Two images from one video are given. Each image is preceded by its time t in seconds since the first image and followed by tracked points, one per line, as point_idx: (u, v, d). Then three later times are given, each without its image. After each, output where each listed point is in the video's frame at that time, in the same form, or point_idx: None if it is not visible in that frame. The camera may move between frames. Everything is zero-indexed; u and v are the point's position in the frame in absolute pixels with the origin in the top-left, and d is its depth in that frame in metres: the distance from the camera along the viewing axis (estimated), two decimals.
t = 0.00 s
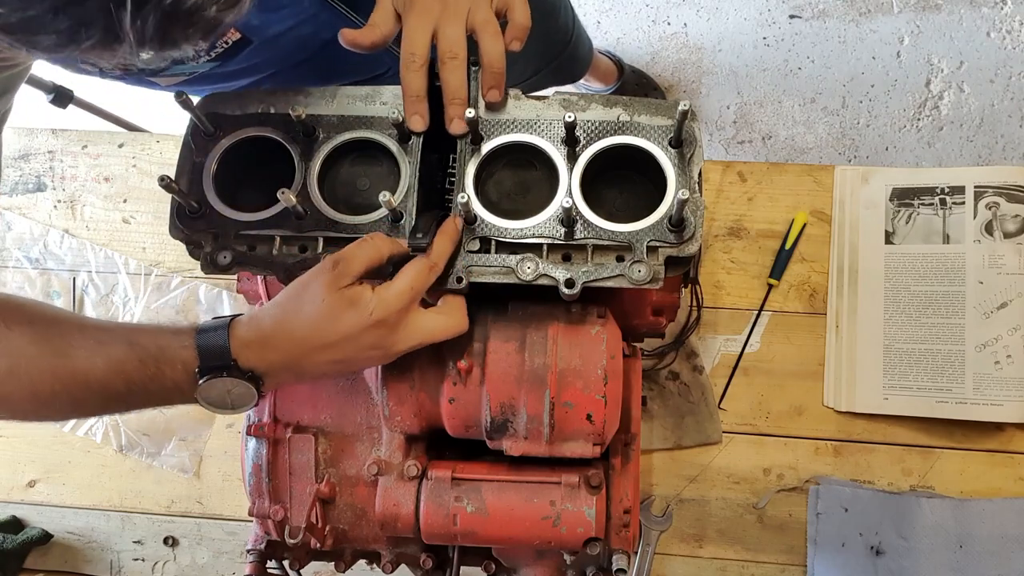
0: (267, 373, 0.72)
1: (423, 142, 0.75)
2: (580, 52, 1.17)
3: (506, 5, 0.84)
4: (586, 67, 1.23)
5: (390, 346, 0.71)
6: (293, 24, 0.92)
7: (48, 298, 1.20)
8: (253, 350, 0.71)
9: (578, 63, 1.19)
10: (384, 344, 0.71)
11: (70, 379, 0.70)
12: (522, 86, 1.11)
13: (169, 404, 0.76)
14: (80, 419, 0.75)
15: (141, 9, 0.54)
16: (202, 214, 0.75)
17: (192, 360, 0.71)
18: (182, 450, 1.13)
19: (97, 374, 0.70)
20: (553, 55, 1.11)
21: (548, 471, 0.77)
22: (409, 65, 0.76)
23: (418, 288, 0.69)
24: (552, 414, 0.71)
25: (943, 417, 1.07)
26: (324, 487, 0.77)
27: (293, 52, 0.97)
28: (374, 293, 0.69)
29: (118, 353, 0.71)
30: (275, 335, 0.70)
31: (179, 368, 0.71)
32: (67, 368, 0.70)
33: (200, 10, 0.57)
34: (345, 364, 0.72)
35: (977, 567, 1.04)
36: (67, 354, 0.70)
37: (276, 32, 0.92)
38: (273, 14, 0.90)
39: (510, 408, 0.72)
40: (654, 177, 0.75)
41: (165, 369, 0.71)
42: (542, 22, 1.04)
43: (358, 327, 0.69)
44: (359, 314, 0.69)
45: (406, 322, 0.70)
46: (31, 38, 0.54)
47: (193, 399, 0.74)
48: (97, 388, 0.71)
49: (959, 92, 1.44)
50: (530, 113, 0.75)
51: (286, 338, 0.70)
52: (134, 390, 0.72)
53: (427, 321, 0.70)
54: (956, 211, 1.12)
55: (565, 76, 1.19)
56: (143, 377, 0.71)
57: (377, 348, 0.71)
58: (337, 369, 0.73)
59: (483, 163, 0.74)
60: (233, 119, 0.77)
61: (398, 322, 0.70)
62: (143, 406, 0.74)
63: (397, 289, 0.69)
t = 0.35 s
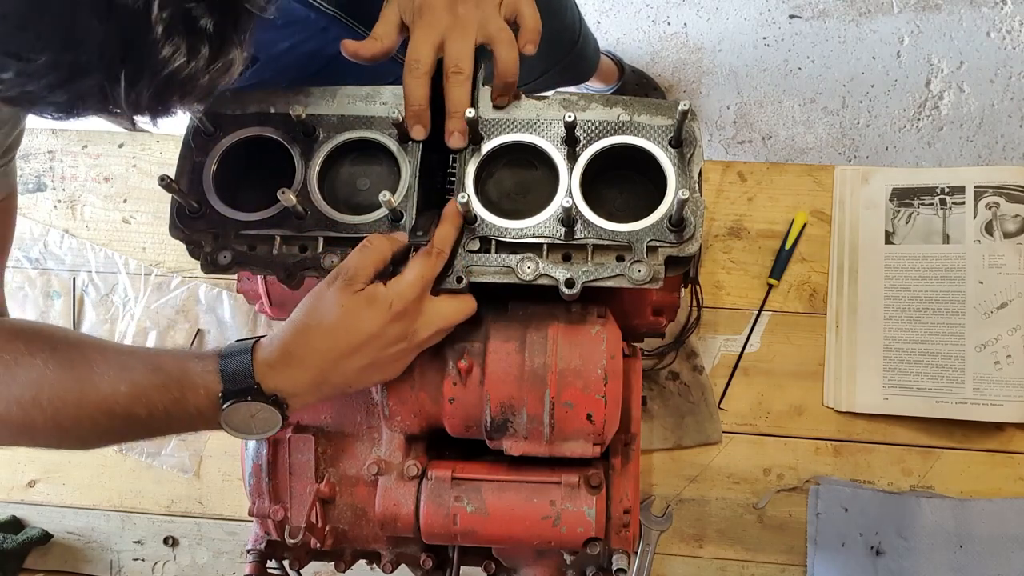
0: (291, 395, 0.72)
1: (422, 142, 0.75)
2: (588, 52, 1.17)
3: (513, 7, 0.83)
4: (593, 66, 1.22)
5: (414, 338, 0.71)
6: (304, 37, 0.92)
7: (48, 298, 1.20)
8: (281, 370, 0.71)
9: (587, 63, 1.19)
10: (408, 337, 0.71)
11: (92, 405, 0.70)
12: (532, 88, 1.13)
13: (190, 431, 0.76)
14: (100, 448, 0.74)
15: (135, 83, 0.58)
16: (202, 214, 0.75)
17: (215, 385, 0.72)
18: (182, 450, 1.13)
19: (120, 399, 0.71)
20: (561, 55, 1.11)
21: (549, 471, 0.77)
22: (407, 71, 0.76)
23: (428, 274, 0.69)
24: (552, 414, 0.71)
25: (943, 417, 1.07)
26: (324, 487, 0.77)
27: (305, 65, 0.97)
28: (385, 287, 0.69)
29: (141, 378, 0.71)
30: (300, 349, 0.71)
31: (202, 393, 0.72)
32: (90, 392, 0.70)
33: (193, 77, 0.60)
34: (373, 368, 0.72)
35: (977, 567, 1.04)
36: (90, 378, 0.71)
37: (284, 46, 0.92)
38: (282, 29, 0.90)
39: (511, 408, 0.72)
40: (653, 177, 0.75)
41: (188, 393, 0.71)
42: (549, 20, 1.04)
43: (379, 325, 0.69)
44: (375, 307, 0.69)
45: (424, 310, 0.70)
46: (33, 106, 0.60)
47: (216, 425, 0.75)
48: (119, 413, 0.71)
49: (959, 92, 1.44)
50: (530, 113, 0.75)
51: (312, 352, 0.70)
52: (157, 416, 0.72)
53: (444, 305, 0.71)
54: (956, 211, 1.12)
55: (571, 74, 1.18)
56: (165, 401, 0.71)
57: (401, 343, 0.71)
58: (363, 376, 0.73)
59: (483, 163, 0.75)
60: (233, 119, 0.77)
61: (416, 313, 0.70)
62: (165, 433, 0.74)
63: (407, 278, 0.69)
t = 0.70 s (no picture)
0: (295, 386, 0.72)
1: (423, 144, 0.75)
2: (592, 59, 1.17)
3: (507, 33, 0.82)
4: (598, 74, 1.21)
5: (419, 336, 0.71)
6: (292, 52, 0.92)
7: (48, 298, 1.20)
8: (285, 361, 0.71)
9: (591, 72, 1.18)
10: (413, 334, 0.71)
11: (96, 403, 0.70)
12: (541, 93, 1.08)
13: (193, 427, 0.76)
14: (105, 447, 0.74)
15: (103, 98, 0.54)
16: (202, 214, 0.75)
17: (219, 376, 0.72)
18: (182, 450, 1.13)
19: (125, 396, 0.71)
20: (565, 62, 1.10)
21: (548, 471, 0.77)
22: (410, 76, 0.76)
23: (435, 270, 0.69)
24: (552, 413, 0.71)
25: (943, 417, 1.07)
26: (324, 487, 0.77)
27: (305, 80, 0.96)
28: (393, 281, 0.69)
29: (146, 373, 0.71)
30: (305, 341, 0.70)
31: (207, 385, 0.72)
32: (94, 390, 0.70)
33: (163, 91, 0.56)
34: (378, 362, 0.72)
35: (977, 568, 1.04)
36: (93, 377, 0.70)
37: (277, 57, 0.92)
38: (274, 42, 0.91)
39: (511, 408, 0.72)
40: (653, 177, 0.75)
41: (193, 386, 0.72)
42: (551, 32, 1.04)
43: (386, 319, 0.69)
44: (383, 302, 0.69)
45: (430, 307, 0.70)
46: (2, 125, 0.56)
47: (222, 418, 0.75)
48: (124, 410, 0.71)
49: (959, 92, 1.44)
50: (530, 113, 0.75)
51: (316, 344, 0.70)
52: (162, 412, 0.72)
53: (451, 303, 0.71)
54: (956, 211, 1.12)
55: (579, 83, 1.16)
56: (170, 395, 0.72)
57: (406, 339, 0.71)
58: (366, 369, 0.72)
59: (483, 163, 0.75)
60: (233, 119, 0.77)
61: (423, 309, 0.70)
62: (171, 428, 0.74)
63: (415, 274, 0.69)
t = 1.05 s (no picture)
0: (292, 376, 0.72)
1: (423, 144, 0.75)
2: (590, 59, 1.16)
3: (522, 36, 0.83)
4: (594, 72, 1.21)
5: (417, 335, 0.71)
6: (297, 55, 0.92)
7: (48, 298, 1.20)
8: (283, 354, 0.71)
9: (585, 72, 1.18)
10: (411, 334, 0.71)
11: (97, 401, 0.70)
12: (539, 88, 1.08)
13: (193, 426, 0.75)
14: (106, 446, 0.74)
15: (142, 106, 0.55)
16: (202, 215, 0.75)
17: (218, 368, 0.72)
18: (182, 450, 1.13)
19: (124, 394, 0.70)
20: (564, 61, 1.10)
21: (548, 471, 0.77)
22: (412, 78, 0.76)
23: (434, 272, 0.70)
24: (552, 413, 0.71)
25: (943, 417, 1.07)
26: (324, 487, 0.77)
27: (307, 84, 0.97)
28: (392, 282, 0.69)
29: (146, 369, 0.71)
30: (303, 336, 0.71)
31: (207, 377, 0.72)
32: (95, 389, 0.70)
33: (200, 99, 0.57)
34: (375, 360, 0.72)
35: (977, 568, 1.04)
36: (93, 375, 0.70)
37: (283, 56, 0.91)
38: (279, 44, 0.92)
39: (510, 408, 0.72)
40: (654, 177, 0.75)
41: (193, 381, 0.72)
42: (550, 34, 1.05)
43: (384, 319, 0.69)
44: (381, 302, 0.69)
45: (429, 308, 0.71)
46: (38, 133, 0.56)
47: (222, 415, 0.75)
48: (124, 408, 0.70)
49: (959, 92, 1.44)
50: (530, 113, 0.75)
51: (315, 339, 0.71)
52: (163, 409, 0.72)
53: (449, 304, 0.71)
54: (956, 211, 1.12)
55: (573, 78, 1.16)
56: (170, 392, 0.71)
57: (405, 339, 0.71)
58: (363, 367, 0.73)
59: (483, 163, 0.75)
60: (233, 119, 0.77)
61: (422, 310, 0.70)
62: (172, 426, 0.74)
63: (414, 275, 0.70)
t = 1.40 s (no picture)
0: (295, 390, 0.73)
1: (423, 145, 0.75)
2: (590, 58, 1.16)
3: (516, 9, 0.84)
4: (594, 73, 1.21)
5: (418, 347, 0.71)
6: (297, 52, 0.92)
7: (48, 298, 1.20)
8: (285, 368, 0.71)
9: (586, 72, 1.18)
10: (412, 345, 0.71)
11: (95, 399, 0.70)
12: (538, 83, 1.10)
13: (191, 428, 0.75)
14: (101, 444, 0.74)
15: (163, 73, 0.53)
16: (202, 215, 0.75)
17: (219, 379, 0.72)
18: (182, 450, 1.13)
19: (123, 394, 0.71)
20: (565, 60, 1.10)
21: (548, 471, 0.77)
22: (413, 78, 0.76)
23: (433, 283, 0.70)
24: (552, 414, 0.71)
25: (944, 417, 1.07)
26: (324, 487, 0.77)
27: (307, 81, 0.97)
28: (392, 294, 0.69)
29: (146, 372, 0.71)
30: (304, 349, 0.71)
31: (207, 386, 0.72)
32: (93, 387, 0.70)
33: (221, 68, 0.54)
34: (377, 372, 0.72)
35: (978, 568, 1.04)
36: (93, 373, 0.70)
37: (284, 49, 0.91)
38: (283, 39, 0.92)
39: (511, 408, 0.72)
40: (654, 176, 0.75)
41: (192, 386, 0.72)
42: (555, 30, 1.04)
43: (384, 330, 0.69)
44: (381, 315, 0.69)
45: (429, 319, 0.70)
46: (57, 102, 0.54)
47: (219, 420, 0.75)
48: (121, 408, 0.71)
49: (959, 92, 1.44)
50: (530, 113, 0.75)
51: (315, 351, 0.70)
52: (160, 412, 0.72)
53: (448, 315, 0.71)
54: (956, 211, 1.12)
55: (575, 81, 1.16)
56: (168, 395, 0.71)
57: (405, 351, 0.71)
58: (365, 377, 0.72)
59: (483, 163, 0.75)
60: (233, 118, 0.77)
61: (421, 321, 0.70)
62: (169, 427, 0.74)
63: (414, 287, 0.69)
